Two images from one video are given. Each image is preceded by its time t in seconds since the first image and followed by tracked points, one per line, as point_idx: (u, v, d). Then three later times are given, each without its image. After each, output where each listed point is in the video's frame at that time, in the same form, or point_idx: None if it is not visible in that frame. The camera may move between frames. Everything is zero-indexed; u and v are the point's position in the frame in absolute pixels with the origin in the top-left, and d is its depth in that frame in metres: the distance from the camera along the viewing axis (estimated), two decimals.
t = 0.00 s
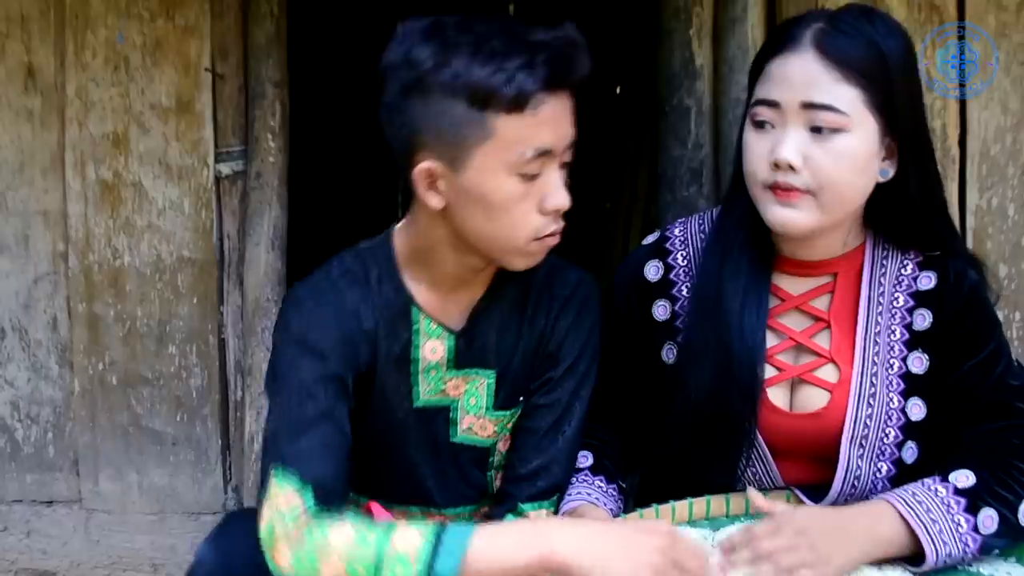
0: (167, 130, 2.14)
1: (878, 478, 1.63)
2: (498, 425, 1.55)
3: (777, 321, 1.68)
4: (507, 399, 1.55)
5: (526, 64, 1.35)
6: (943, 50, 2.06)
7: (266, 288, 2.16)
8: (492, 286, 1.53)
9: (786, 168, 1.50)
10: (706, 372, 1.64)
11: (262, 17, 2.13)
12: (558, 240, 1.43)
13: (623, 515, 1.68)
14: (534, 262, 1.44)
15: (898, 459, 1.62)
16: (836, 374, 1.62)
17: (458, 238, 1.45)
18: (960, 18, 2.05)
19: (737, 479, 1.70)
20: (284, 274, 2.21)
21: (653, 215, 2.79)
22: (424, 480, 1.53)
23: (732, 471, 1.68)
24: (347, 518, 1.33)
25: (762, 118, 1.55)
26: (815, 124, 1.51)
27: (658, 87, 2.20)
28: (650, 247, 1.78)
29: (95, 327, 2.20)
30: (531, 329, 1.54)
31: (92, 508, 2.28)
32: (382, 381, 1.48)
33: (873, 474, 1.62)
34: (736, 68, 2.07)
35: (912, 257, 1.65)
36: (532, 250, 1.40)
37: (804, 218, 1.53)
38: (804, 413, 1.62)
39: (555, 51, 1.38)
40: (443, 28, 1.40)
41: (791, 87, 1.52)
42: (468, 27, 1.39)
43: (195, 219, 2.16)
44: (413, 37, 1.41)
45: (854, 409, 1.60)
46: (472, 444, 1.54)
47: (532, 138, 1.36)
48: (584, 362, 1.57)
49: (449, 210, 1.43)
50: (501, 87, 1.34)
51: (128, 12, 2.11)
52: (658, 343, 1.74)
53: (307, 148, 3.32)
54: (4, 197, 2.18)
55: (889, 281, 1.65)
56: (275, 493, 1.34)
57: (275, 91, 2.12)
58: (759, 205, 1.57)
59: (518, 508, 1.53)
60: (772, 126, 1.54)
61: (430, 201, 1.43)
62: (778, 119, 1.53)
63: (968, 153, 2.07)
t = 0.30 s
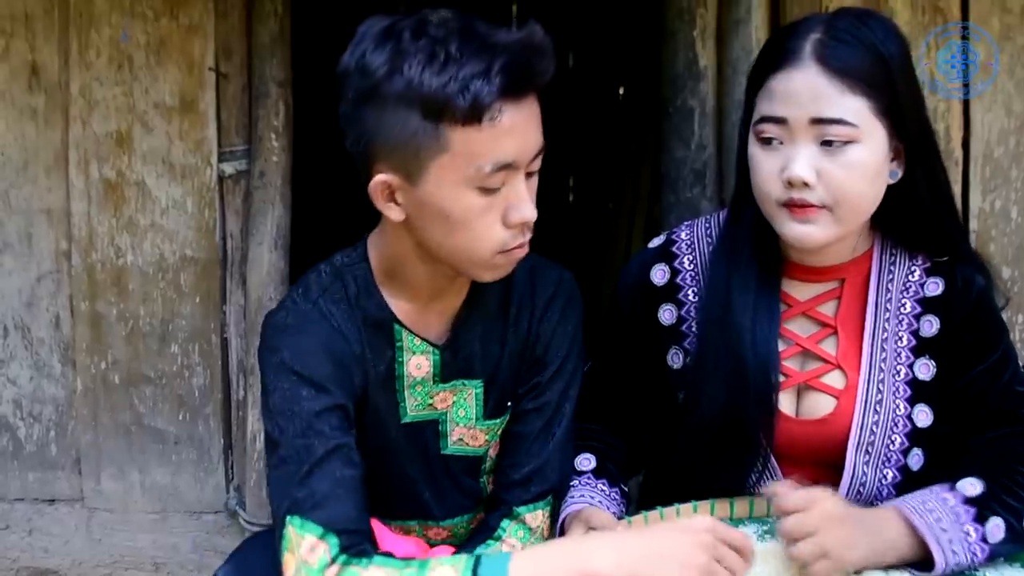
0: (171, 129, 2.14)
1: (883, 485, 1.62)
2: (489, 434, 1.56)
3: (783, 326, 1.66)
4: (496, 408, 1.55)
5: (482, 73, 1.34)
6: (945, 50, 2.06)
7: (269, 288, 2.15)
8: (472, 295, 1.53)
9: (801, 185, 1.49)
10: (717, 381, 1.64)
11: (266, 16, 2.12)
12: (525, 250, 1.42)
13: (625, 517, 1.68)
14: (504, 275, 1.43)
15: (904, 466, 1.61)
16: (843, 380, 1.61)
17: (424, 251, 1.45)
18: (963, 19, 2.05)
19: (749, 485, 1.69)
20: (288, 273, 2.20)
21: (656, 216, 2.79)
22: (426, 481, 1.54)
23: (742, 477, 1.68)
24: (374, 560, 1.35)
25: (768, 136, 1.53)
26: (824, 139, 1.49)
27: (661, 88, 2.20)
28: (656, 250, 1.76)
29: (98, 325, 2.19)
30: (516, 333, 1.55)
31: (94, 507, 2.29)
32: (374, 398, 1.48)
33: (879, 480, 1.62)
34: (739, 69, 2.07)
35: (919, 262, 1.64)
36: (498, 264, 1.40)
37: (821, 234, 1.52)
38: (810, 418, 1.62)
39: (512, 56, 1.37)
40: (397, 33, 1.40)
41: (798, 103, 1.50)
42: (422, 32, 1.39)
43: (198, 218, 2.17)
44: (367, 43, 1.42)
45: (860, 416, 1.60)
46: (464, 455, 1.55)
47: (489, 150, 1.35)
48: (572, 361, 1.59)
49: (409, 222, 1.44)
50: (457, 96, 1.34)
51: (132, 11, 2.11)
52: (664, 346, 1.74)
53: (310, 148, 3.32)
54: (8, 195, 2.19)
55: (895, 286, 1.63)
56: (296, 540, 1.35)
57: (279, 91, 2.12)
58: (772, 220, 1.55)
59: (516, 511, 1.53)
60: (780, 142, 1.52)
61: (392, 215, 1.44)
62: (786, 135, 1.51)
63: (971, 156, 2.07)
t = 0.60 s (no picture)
0: (173, 128, 2.14)
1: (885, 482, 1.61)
2: (495, 436, 1.55)
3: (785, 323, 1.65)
4: (503, 411, 1.55)
5: (478, 74, 1.34)
6: (943, 50, 2.05)
7: (271, 288, 2.15)
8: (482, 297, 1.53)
9: (808, 189, 1.47)
10: (718, 377, 1.63)
11: (269, 16, 2.12)
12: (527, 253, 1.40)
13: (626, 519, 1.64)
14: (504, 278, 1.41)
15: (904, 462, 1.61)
16: (844, 375, 1.61)
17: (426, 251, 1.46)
18: (966, 20, 2.05)
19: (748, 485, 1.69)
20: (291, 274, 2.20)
21: (658, 218, 2.79)
22: (428, 479, 1.54)
23: (742, 478, 1.68)
24: (369, 558, 1.30)
25: (774, 141, 1.51)
26: (832, 145, 1.48)
27: (664, 90, 2.20)
28: (658, 248, 1.77)
29: (100, 324, 2.19)
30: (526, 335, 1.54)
31: (96, 505, 2.28)
32: (379, 395, 1.48)
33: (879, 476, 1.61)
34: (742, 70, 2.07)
35: (920, 259, 1.64)
36: (498, 267, 1.38)
37: (827, 235, 1.50)
38: (810, 413, 1.61)
39: (510, 56, 1.37)
40: (397, 33, 1.42)
41: (806, 109, 1.48)
42: (421, 32, 1.41)
43: (201, 217, 2.17)
44: (368, 42, 1.44)
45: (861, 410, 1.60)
46: (469, 456, 1.54)
47: (487, 153, 1.34)
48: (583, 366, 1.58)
49: (410, 223, 1.44)
50: (455, 99, 1.34)
51: (135, 10, 2.11)
52: (665, 343, 1.74)
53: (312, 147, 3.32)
54: (11, 193, 2.19)
55: (897, 283, 1.63)
56: (293, 535, 1.32)
57: (281, 90, 2.11)
58: (778, 223, 1.54)
59: (525, 516, 1.51)
60: (787, 147, 1.50)
61: (394, 215, 1.45)
62: (793, 140, 1.49)
63: (974, 158, 2.07)
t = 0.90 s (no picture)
0: (177, 128, 2.14)
1: (890, 476, 1.62)
2: (495, 438, 1.55)
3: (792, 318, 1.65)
4: (503, 414, 1.55)
5: (490, 73, 1.34)
6: (943, 50, 2.05)
7: (275, 288, 2.14)
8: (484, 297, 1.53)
9: (823, 208, 1.47)
10: (724, 377, 1.63)
11: (272, 16, 2.11)
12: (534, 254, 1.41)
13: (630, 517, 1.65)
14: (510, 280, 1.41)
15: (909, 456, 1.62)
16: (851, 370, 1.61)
17: (431, 250, 1.45)
18: (970, 20, 2.04)
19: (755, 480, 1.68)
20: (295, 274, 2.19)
21: (660, 218, 2.79)
22: (427, 479, 1.54)
23: (748, 476, 1.68)
24: (373, 548, 1.28)
25: (788, 161, 1.49)
26: (847, 166, 1.46)
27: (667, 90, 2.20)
28: (666, 245, 1.77)
29: (103, 324, 2.20)
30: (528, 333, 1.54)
31: (99, 505, 2.28)
32: (377, 392, 1.48)
33: (885, 470, 1.62)
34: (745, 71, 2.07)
35: (925, 256, 1.64)
36: (503, 267, 1.39)
37: (841, 244, 1.53)
38: (818, 408, 1.62)
39: (522, 56, 1.37)
40: (409, 32, 1.41)
41: (820, 132, 1.46)
42: (433, 31, 1.40)
43: (204, 217, 2.16)
44: (379, 41, 1.43)
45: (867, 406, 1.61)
46: (468, 457, 1.54)
47: (496, 152, 1.34)
48: (583, 373, 1.57)
49: (416, 220, 1.43)
50: (464, 96, 1.34)
51: (139, 10, 2.11)
52: (672, 338, 1.74)
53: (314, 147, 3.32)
54: (13, 193, 2.19)
55: (903, 279, 1.63)
56: (293, 529, 1.30)
57: (285, 91, 2.11)
58: (792, 232, 1.55)
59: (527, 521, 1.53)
60: (801, 168, 1.48)
61: (399, 213, 1.44)
62: (808, 162, 1.48)
63: (978, 158, 2.07)
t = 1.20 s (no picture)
0: (177, 128, 2.14)
1: (890, 473, 1.63)
2: (489, 437, 1.56)
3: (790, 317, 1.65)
4: (497, 411, 1.55)
5: (471, 76, 1.35)
6: (943, 50, 2.05)
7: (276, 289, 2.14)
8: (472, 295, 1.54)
9: (822, 223, 1.46)
10: (725, 381, 1.63)
11: (272, 17, 2.11)
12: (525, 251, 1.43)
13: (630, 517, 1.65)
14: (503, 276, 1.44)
15: (909, 452, 1.62)
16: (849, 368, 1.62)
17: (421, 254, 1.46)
18: (970, 20, 2.04)
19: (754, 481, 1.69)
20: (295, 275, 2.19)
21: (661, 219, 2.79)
22: (424, 480, 1.54)
23: (750, 475, 1.68)
24: (386, 544, 1.32)
25: (785, 177, 1.48)
26: (845, 182, 1.45)
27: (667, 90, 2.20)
28: (666, 244, 1.77)
29: (103, 325, 2.20)
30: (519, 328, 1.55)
31: (99, 506, 2.29)
32: (371, 394, 1.49)
33: (885, 467, 1.62)
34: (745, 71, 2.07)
35: (922, 254, 1.63)
36: (498, 265, 1.41)
37: (838, 254, 1.52)
38: (816, 407, 1.62)
39: (499, 56, 1.38)
40: (381, 43, 1.41)
41: (817, 150, 1.44)
42: (407, 40, 1.40)
43: (204, 218, 2.16)
44: (352, 55, 1.43)
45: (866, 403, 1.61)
46: (464, 457, 1.55)
47: (483, 154, 1.36)
48: (575, 364, 1.58)
49: (408, 231, 1.45)
50: (450, 102, 1.35)
51: (139, 11, 2.11)
52: (671, 339, 1.74)
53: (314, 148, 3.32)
54: (14, 194, 2.19)
55: (900, 276, 1.63)
56: (303, 528, 1.32)
57: (286, 91, 2.11)
58: (791, 242, 1.54)
59: (525, 515, 1.53)
60: (799, 184, 1.47)
61: (389, 225, 1.45)
62: (806, 179, 1.46)
63: (978, 158, 2.06)
